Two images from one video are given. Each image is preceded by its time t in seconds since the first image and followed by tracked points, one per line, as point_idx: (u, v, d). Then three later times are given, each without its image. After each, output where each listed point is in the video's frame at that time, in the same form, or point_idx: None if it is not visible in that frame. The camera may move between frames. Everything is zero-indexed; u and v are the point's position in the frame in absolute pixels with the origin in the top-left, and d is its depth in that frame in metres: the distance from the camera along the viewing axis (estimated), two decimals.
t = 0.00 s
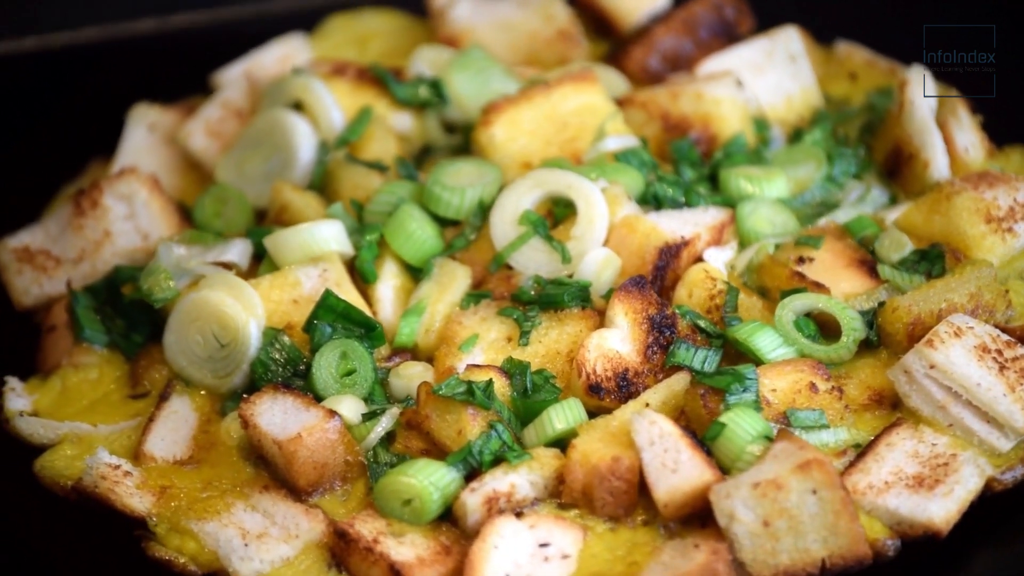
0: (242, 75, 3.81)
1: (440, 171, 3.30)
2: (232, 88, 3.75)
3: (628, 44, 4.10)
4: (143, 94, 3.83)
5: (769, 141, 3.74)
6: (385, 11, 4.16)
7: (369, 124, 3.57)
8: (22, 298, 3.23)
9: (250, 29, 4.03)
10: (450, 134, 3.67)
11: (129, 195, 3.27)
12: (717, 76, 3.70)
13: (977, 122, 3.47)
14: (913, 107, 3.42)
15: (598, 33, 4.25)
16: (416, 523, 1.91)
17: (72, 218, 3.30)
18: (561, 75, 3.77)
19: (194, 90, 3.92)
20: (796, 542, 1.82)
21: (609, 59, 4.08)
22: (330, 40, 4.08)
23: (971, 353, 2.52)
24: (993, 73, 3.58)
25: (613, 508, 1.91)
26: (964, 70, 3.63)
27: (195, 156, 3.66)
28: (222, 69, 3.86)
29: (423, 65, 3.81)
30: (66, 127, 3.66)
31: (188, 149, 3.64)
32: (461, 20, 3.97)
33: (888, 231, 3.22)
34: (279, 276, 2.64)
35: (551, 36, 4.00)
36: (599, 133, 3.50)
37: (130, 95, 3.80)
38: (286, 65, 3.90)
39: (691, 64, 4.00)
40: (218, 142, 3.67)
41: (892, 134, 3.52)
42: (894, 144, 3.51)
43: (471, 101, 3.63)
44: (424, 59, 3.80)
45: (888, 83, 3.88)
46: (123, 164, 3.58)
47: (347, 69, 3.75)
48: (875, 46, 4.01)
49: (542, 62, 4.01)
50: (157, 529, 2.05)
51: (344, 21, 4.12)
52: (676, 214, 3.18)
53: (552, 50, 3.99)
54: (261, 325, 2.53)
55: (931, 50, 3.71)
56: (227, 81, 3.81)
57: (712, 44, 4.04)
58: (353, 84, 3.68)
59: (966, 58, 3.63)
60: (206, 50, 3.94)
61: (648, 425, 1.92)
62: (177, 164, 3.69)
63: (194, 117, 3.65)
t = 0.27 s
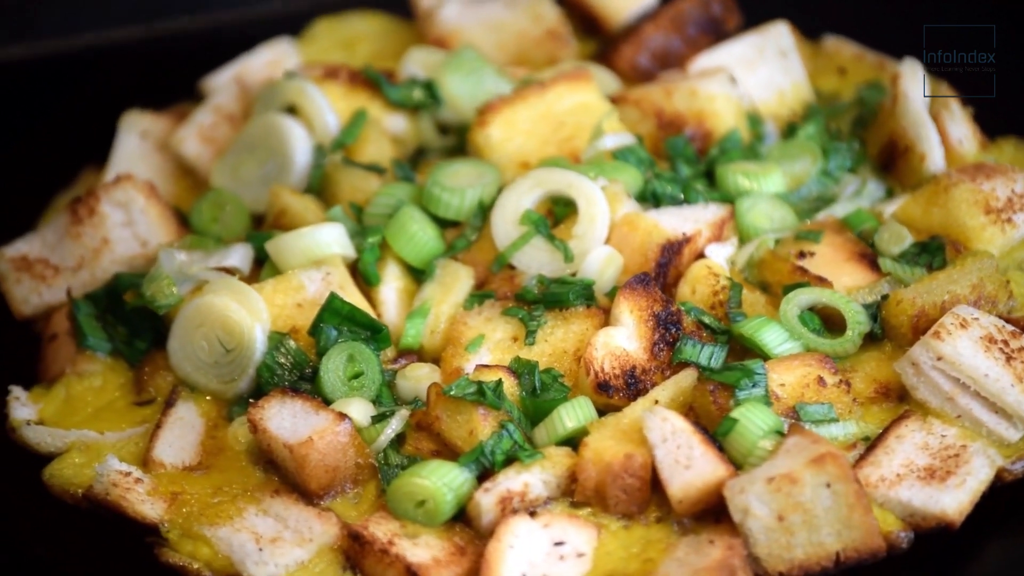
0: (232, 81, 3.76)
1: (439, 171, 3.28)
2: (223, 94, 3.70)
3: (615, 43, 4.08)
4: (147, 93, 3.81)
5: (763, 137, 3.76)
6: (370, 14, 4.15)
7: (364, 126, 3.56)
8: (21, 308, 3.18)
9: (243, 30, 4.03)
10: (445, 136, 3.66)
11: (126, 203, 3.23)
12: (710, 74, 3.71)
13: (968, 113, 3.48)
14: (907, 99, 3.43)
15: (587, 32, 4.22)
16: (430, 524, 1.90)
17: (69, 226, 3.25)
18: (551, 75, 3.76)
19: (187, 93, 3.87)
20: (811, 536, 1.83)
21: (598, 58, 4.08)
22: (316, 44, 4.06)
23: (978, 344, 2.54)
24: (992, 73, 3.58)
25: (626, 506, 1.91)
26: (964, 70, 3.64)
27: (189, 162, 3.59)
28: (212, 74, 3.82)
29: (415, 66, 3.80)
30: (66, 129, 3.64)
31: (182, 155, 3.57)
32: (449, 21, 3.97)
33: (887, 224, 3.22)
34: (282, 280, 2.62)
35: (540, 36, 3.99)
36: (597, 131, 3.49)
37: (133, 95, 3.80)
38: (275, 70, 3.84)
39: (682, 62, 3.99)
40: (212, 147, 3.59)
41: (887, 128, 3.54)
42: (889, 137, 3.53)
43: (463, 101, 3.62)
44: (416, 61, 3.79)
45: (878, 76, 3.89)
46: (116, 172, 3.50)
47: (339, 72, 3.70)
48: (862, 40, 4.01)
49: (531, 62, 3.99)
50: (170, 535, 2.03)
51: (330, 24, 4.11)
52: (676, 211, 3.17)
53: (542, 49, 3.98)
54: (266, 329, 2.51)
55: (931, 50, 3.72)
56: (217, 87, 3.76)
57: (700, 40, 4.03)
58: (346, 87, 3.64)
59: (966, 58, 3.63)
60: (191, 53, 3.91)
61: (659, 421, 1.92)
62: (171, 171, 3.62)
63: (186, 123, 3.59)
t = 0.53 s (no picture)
0: (221, 86, 3.74)
1: (438, 172, 3.27)
2: (213, 99, 3.66)
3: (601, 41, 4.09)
4: (147, 93, 3.83)
5: (756, 132, 3.74)
6: (355, 17, 4.15)
7: (359, 130, 3.52)
8: (22, 317, 3.12)
9: (227, 35, 4.03)
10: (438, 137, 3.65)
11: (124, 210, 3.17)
12: (702, 70, 3.70)
13: (959, 105, 3.51)
14: (900, 92, 3.45)
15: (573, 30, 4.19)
16: (445, 525, 1.89)
17: (66, 235, 3.18)
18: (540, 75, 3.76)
19: (177, 100, 3.87)
20: (827, 529, 1.83)
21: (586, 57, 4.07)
22: (302, 48, 4.05)
23: (984, 334, 2.56)
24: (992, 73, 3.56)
25: (640, 503, 1.90)
26: (964, 70, 3.61)
27: (181, 168, 3.54)
28: (199, 81, 3.82)
29: (406, 67, 3.78)
30: (64, 129, 3.63)
31: (174, 162, 3.52)
32: (437, 23, 3.96)
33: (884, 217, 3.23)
34: (285, 285, 2.61)
35: (528, 36, 3.99)
36: (594, 129, 3.49)
37: (134, 95, 3.81)
38: (262, 76, 3.85)
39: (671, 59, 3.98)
40: (205, 153, 3.55)
41: (880, 120, 3.55)
42: (882, 130, 3.54)
43: (455, 102, 3.60)
44: (407, 62, 3.76)
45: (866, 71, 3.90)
46: (108, 181, 3.45)
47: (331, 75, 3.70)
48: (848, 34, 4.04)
49: (519, 62, 3.99)
50: (183, 542, 2.02)
51: (316, 28, 4.10)
52: (676, 208, 3.17)
53: (530, 49, 3.98)
54: (272, 334, 2.48)
55: (931, 49, 3.70)
56: (205, 93, 3.75)
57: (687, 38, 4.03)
58: (339, 90, 3.62)
59: (966, 58, 3.61)
60: (182, 62, 3.91)
61: (672, 418, 1.92)
62: (163, 179, 3.57)
63: (178, 130, 3.53)
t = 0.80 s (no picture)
0: (211, 92, 3.73)
1: (436, 173, 3.25)
2: (204, 105, 3.65)
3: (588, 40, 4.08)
4: (147, 93, 3.81)
5: (749, 128, 3.75)
6: (340, 20, 4.15)
7: (354, 132, 3.51)
8: (22, 326, 3.06)
9: (212, 43, 4.00)
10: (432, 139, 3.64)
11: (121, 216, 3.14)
12: (694, 67, 3.70)
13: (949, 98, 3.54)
14: (891, 86, 3.47)
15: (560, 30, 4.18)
16: (458, 525, 1.89)
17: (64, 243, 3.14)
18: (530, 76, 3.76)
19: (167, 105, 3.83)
20: (840, 523, 1.84)
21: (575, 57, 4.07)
22: (289, 52, 4.04)
23: (990, 325, 2.57)
24: (992, 73, 3.55)
25: (653, 499, 1.91)
26: (964, 70, 3.61)
27: (175, 174, 3.53)
28: (188, 87, 3.81)
29: (398, 69, 3.78)
30: (64, 129, 3.60)
31: (168, 168, 3.51)
32: (424, 25, 3.95)
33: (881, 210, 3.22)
34: (288, 288, 2.60)
35: (516, 36, 3.98)
36: (590, 127, 3.50)
37: (133, 94, 3.79)
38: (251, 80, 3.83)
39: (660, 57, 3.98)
40: (199, 159, 3.54)
41: (872, 114, 3.55)
42: (875, 123, 3.54)
43: (448, 103, 3.59)
44: (399, 64, 3.75)
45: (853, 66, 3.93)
46: (102, 187, 3.43)
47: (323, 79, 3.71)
48: (835, 29, 4.05)
49: (508, 62, 3.98)
50: (196, 547, 2.01)
51: (302, 32, 4.09)
52: (676, 205, 3.17)
53: (518, 49, 3.97)
54: (277, 338, 2.47)
55: (931, 50, 3.69)
56: (195, 99, 3.75)
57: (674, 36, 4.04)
58: (331, 93, 3.62)
59: (966, 58, 3.60)
60: (170, 70, 3.89)
61: (683, 414, 1.93)
62: (157, 185, 3.56)
63: (170, 136, 3.52)
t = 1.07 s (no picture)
0: (201, 98, 3.67)
1: (435, 174, 3.24)
2: (195, 111, 3.59)
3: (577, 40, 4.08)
4: (146, 93, 3.81)
5: (742, 124, 3.74)
6: (327, 24, 4.13)
7: (349, 135, 3.47)
8: (23, 335, 3.02)
9: (196, 52, 3.97)
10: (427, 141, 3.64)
11: (120, 224, 3.11)
12: (686, 64, 3.71)
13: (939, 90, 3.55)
14: (884, 79, 3.45)
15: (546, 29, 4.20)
16: (473, 526, 1.88)
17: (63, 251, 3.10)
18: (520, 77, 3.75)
19: (155, 112, 3.79)
20: (854, 515, 1.85)
21: (564, 56, 4.06)
22: (277, 57, 4.01)
23: (995, 315, 2.58)
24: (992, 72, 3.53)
25: (666, 496, 1.91)
26: (964, 70, 3.57)
27: (169, 181, 3.45)
28: (176, 94, 3.76)
29: (389, 71, 3.76)
30: (63, 129, 3.61)
31: (162, 174, 3.44)
32: (412, 27, 3.93)
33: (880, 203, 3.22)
34: (292, 293, 2.59)
35: (504, 37, 3.98)
36: (588, 125, 3.50)
37: (133, 95, 3.80)
38: (240, 87, 3.79)
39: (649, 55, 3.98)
40: (193, 165, 3.48)
41: (865, 107, 3.56)
42: (868, 116, 3.54)
43: (441, 104, 3.60)
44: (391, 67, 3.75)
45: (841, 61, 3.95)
46: (96, 196, 3.37)
47: (315, 83, 3.65)
48: (822, 24, 4.08)
49: (496, 63, 3.98)
50: (210, 553, 2.00)
51: (289, 36, 4.07)
52: (675, 202, 3.17)
53: (507, 49, 3.97)
54: (283, 342, 2.46)
55: (931, 49, 3.65)
56: (185, 106, 3.68)
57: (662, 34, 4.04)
58: (324, 97, 3.57)
59: (966, 57, 3.57)
60: (157, 77, 3.86)
61: (696, 410, 1.95)
62: (150, 192, 3.49)
63: (163, 142, 3.45)
